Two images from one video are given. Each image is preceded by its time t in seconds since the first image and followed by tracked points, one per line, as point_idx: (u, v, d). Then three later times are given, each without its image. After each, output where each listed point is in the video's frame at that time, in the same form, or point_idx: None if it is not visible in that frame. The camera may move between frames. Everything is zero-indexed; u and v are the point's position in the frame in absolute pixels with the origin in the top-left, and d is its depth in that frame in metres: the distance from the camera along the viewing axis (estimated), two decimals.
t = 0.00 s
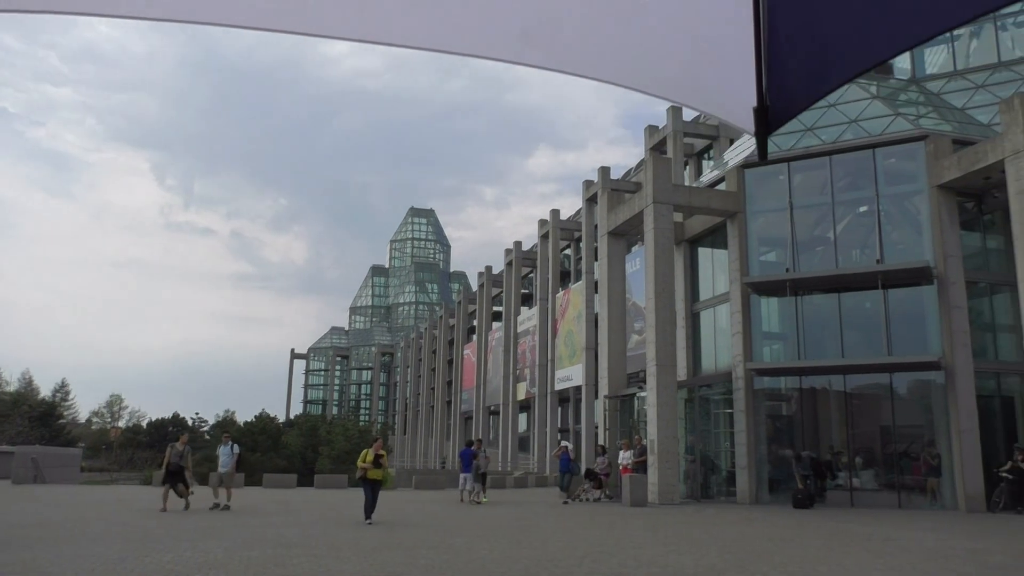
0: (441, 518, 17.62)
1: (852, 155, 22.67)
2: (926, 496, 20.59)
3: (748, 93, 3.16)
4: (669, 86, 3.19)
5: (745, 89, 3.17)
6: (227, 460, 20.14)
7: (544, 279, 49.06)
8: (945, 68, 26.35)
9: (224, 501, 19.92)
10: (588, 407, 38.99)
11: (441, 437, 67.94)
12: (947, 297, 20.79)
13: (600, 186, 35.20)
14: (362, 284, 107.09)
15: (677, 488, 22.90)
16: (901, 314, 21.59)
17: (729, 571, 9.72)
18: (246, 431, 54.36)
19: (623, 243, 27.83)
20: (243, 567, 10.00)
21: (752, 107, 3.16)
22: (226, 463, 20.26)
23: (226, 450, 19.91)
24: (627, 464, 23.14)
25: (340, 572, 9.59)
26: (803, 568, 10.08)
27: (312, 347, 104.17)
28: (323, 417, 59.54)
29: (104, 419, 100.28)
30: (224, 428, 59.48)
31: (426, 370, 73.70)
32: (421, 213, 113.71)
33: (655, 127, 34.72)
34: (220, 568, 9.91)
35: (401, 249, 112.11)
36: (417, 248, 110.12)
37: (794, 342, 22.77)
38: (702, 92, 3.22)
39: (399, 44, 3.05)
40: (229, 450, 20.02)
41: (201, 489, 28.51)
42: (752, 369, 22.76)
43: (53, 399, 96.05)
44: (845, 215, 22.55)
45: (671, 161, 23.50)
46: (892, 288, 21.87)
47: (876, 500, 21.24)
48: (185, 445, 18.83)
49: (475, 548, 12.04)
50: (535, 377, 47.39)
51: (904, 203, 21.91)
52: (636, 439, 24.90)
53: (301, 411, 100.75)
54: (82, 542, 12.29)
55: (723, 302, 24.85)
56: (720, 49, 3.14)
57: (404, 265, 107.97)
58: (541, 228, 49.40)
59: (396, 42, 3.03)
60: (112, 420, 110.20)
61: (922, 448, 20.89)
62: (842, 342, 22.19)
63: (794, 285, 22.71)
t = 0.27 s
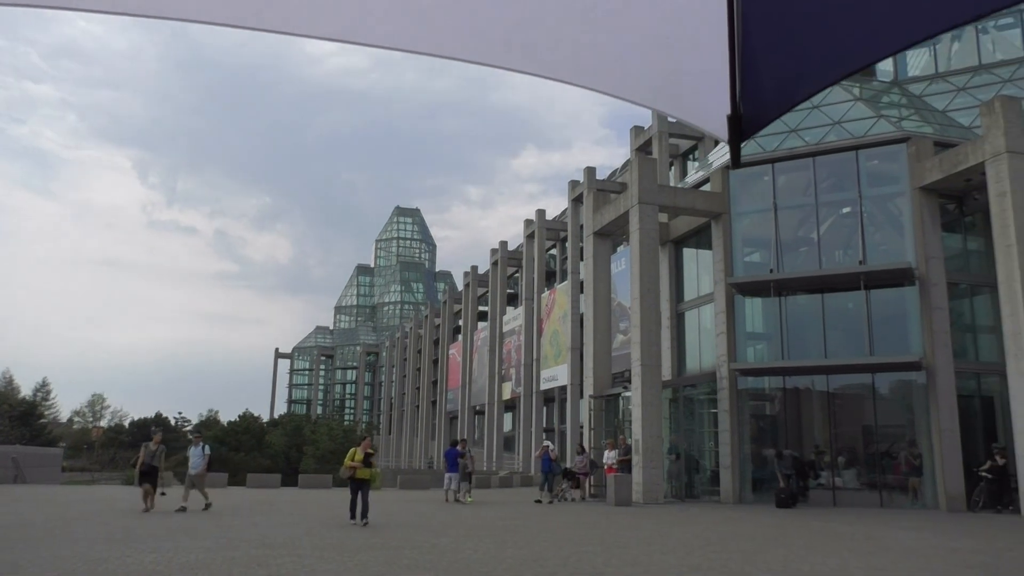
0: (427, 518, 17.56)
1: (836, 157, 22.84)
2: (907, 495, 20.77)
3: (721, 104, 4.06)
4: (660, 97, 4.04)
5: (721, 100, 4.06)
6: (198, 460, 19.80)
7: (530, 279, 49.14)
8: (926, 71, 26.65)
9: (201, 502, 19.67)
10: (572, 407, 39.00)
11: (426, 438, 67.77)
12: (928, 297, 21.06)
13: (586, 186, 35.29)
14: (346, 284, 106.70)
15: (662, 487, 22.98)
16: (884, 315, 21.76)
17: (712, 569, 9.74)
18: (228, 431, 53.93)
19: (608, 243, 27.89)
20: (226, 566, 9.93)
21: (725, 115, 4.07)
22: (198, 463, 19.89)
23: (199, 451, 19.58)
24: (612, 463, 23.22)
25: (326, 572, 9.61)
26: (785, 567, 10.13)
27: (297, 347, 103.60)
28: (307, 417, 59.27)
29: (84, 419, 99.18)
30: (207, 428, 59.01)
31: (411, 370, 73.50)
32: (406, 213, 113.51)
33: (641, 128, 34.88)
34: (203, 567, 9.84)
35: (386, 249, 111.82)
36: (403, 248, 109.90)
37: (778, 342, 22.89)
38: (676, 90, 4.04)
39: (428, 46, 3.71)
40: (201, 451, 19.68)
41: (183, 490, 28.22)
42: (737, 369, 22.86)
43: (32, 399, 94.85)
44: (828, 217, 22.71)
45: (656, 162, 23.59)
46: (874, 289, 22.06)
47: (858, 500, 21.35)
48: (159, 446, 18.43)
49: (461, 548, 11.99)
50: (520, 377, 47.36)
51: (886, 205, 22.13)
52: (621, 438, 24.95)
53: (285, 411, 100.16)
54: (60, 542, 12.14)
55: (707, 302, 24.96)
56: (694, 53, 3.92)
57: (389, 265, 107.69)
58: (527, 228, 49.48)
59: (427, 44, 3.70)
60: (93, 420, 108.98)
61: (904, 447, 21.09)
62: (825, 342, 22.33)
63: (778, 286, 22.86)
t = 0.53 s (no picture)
0: (413, 518, 17.52)
1: (822, 159, 22.98)
2: (891, 495, 20.93)
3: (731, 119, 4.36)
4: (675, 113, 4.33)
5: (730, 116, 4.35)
6: (170, 458, 19.53)
7: (518, 278, 49.18)
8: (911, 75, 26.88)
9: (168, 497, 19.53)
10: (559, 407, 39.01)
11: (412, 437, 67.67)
12: (913, 299, 21.21)
13: (574, 186, 35.36)
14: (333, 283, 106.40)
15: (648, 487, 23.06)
16: (869, 316, 21.90)
17: (700, 569, 9.77)
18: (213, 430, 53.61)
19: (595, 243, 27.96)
20: (210, 566, 9.88)
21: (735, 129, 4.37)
22: (170, 461, 19.61)
23: (171, 450, 19.32)
24: (598, 463, 23.31)
25: (313, 572, 9.59)
26: (770, 566, 10.18)
27: (283, 347, 103.19)
28: (293, 417, 59.07)
29: (68, 418, 98.39)
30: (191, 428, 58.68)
31: (398, 370, 73.29)
32: (394, 212, 113.36)
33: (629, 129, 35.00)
34: (187, 567, 9.79)
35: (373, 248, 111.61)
36: (390, 247, 109.71)
37: (763, 343, 23.00)
38: (687, 106, 4.33)
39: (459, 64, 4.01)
40: (174, 449, 19.41)
41: (167, 489, 28.04)
42: (723, 370, 22.96)
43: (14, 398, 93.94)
44: (814, 218, 22.83)
45: (644, 162, 23.67)
46: (859, 290, 22.20)
47: (843, 500, 21.50)
48: (133, 446, 18.10)
49: (448, 548, 11.98)
50: (507, 377, 47.32)
51: (871, 206, 22.28)
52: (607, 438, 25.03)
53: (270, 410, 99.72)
54: (41, 543, 12.02)
55: (694, 303, 25.06)
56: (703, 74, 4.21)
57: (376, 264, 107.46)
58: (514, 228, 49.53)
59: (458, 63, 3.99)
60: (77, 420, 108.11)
61: (888, 448, 21.24)
62: (811, 343, 22.46)
63: (764, 287, 22.99)
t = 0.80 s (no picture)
0: (398, 518, 17.56)
1: (807, 163, 23.12)
2: (874, 496, 21.09)
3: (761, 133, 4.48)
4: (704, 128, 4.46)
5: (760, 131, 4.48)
6: (141, 458, 19.32)
7: (505, 279, 49.26)
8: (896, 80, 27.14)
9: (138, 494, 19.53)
10: (545, 408, 39.10)
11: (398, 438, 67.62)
12: (897, 302, 21.38)
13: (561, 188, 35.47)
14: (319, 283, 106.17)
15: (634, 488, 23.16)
16: (854, 318, 22.06)
17: (685, 570, 9.83)
18: (198, 430, 53.36)
19: (583, 245, 28.06)
20: (195, 569, 9.89)
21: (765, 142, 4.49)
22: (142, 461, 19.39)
23: (143, 451, 19.13)
24: (585, 464, 23.43)
25: (299, 572, 9.65)
26: (752, 565, 10.31)
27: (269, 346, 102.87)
28: (278, 417, 58.94)
29: (51, 418, 97.74)
30: (176, 428, 58.45)
31: (384, 370, 73.19)
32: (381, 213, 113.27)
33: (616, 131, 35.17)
34: (172, 569, 9.79)
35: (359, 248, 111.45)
36: (376, 247, 109.57)
37: (749, 344, 23.12)
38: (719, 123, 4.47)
39: (488, 75, 4.12)
40: (147, 450, 19.25)
41: (151, 489, 27.97)
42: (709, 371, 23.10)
43: None
44: (799, 221, 22.96)
45: (631, 164, 23.76)
46: (844, 292, 22.35)
47: (827, 501, 21.64)
48: (106, 447, 17.86)
49: (433, 548, 12.04)
50: (494, 378, 47.36)
51: (856, 209, 22.44)
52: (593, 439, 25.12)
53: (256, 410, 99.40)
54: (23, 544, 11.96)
55: (680, 305, 25.19)
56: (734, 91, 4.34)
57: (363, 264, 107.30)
58: (501, 229, 49.61)
59: (487, 74, 4.10)
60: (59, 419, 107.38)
61: (871, 449, 21.39)
62: (796, 345, 22.59)
63: (750, 289, 23.12)
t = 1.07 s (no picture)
0: (384, 517, 17.48)
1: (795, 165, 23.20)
2: (858, 496, 21.23)
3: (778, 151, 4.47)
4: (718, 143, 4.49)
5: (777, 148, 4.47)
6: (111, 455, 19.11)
7: (493, 279, 49.23)
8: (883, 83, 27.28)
9: (103, 489, 19.42)
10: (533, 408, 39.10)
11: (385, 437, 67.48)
12: (882, 303, 21.49)
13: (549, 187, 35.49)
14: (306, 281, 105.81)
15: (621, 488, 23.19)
16: (839, 320, 22.17)
17: (671, 570, 9.87)
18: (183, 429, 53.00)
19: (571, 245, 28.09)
20: (178, 568, 9.81)
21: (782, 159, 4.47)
22: (113, 458, 19.14)
23: (114, 448, 18.92)
24: (572, 463, 23.50)
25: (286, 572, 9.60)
26: (738, 566, 10.34)
27: (255, 345, 102.41)
28: (264, 416, 58.76)
29: (34, 417, 96.92)
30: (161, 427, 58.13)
31: (371, 370, 73.03)
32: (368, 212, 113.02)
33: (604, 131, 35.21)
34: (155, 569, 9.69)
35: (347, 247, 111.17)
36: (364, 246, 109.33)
37: (735, 345, 23.22)
38: (736, 138, 4.49)
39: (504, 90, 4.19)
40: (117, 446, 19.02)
41: (135, 488, 27.78)
42: (696, 371, 23.21)
43: None
44: (786, 222, 23.04)
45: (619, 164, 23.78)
46: (830, 293, 22.46)
47: (812, 500, 21.78)
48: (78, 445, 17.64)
49: (419, 548, 12.00)
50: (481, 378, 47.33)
51: (842, 211, 22.56)
52: (580, 439, 25.16)
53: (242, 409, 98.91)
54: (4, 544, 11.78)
55: (667, 305, 25.27)
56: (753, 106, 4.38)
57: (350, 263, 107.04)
58: (489, 229, 49.59)
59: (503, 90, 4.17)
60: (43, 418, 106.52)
61: (856, 449, 21.53)
62: (782, 346, 22.70)
63: (737, 289, 23.23)
